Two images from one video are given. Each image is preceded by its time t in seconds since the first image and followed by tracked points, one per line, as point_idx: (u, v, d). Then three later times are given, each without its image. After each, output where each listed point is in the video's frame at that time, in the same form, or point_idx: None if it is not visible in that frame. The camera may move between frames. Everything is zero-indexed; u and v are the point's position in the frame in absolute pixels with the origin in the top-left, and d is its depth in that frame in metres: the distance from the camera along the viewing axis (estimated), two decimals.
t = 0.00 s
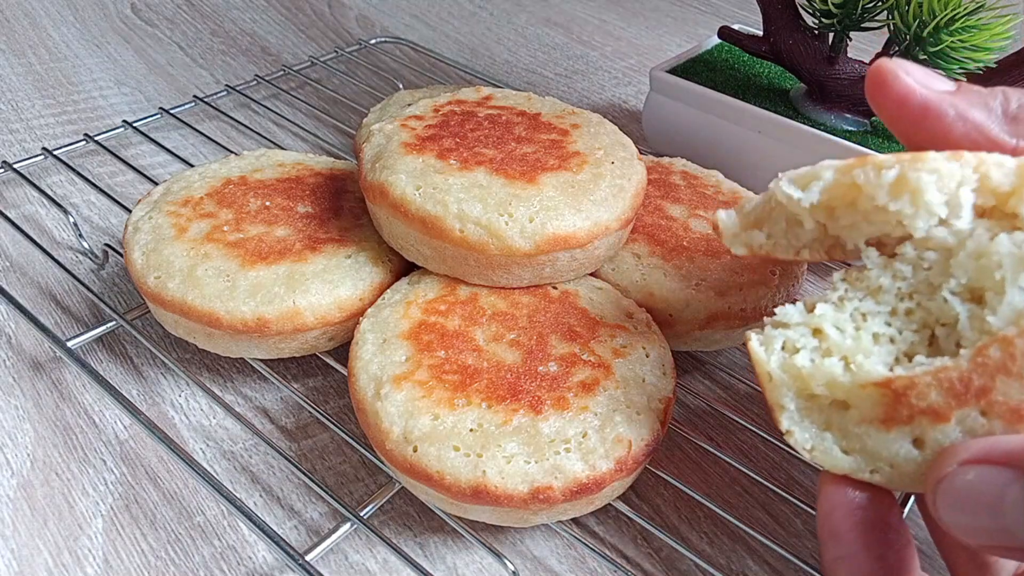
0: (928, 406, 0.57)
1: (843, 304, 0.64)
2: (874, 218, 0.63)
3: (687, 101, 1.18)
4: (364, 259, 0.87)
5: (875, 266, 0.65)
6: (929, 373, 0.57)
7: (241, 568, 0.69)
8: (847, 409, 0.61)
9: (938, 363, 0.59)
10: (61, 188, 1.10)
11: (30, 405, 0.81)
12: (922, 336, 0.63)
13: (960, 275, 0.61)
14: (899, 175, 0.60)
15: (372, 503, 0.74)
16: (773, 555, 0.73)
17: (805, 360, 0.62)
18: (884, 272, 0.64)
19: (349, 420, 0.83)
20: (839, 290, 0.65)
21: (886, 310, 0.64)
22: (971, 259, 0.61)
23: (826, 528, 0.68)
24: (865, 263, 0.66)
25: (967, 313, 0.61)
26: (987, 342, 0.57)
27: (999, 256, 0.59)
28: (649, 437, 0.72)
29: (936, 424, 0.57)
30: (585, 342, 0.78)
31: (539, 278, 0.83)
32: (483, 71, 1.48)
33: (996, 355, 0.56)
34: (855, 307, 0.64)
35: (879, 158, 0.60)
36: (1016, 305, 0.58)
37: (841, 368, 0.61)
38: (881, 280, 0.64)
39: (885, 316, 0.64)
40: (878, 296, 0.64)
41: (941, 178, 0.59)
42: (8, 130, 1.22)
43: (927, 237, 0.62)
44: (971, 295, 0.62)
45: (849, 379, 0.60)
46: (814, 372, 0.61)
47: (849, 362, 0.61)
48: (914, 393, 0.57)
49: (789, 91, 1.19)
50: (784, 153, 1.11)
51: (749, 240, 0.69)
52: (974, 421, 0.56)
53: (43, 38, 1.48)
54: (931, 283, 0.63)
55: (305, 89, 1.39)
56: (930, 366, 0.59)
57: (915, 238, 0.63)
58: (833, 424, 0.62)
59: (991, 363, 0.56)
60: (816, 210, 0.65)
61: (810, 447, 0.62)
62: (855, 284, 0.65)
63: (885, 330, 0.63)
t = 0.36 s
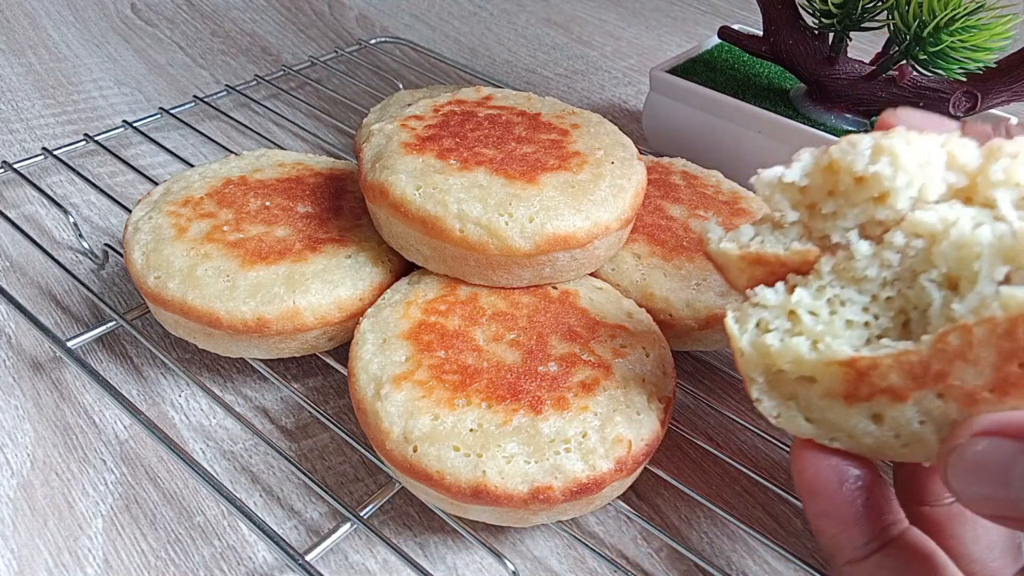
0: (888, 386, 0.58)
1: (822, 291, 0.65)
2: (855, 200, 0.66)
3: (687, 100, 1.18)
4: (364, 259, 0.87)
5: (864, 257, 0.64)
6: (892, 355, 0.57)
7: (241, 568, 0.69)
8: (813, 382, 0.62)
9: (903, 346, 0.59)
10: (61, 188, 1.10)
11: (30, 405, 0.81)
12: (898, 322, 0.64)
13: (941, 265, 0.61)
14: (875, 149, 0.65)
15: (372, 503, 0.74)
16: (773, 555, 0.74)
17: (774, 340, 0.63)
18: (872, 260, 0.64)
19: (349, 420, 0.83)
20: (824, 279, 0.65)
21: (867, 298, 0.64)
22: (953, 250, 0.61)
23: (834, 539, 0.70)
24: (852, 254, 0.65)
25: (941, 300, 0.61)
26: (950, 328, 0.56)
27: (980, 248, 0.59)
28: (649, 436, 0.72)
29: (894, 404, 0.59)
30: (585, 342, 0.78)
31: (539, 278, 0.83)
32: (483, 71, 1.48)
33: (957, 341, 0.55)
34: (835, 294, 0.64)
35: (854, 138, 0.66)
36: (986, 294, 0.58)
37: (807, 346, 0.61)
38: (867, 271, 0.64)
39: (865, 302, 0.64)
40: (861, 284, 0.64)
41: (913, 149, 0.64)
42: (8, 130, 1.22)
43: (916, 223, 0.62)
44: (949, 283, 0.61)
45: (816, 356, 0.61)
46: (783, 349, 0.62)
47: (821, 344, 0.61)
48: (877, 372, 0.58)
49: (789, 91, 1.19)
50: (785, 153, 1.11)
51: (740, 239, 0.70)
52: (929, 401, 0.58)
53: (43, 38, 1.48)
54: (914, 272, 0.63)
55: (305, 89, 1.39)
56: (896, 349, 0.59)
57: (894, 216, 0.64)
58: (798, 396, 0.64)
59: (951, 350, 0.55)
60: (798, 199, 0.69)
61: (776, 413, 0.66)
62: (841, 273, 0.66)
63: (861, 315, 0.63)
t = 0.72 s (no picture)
0: (873, 425, 0.63)
1: (792, 335, 0.66)
2: (801, 254, 0.68)
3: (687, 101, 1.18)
4: (364, 259, 0.87)
5: (828, 297, 0.65)
6: (878, 402, 0.61)
7: (241, 568, 0.69)
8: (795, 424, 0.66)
9: (885, 390, 0.62)
10: (61, 188, 1.10)
11: (30, 405, 0.81)
12: (866, 353, 0.66)
13: (905, 301, 0.63)
14: (811, 204, 0.66)
15: (372, 503, 0.74)
16: (773, 555, 0.74)
17: (760, 397, 0.65)
18: (840, 300, 0.65)
19: (349, 420, 0.83)
20: (791, 320, 0.67)
21: (835, 336, 0.66)
22: (915, 287, 0.62)
23: (822, 549, 0.68)
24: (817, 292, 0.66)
25: (912, 338, 0.63)
26: (931, 375, 0.60)
27: (942, 288, 0.60)
28: (649, 437, 0.72)
29: (878, 438, 0.64)
30: (585, 343, 0.78)
31: (539, 278, 0.83)
32: (483, 71, 1.48)
33: (940, 385, 0.59)
34: (804, 335, 0.66)
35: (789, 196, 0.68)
36: (958, 336, 0.60)
37: (792, 399, 0.64)
38: (833, 311, 0.65)
39: (834, 339, 0.66)
40: (826, 320, 0.66)
41: (847, 201, 0.65)
42: (8, 130, 1.22)
43: (875, 256, 0.63)
44: (914, 315, 0.64)
45: (803, 409, 0.64)
46: (770, 407, 0.65)
47: (802, 396, 0.64)
48: (862, 417, 0.62)
49: (789, 91, 1.19)
50: (785, 153, 1.11)
51: (692, 305, 0.72)
52: (912, 432, 0.63)
53: (43, 38, 1.48)
54: (877, 305, 0.65)
55: (305, 89, 1.39)
56: (879, 393, 0.62)
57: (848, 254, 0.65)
58: (780, 434, 0.68)
59: (935, 392, 0.60)
60: (745, 261, 0.71)
61: (759, 453, 0.69)
62: (804, 310, 0.67)
63: (834, 356, 0.66)
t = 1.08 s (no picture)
0: (872, 455, 0.62)
1: (789, 378, 0.67)
2: (778, 321, 0.73)
3: (686, 101, 1.18)
4: (364, 259, 0.87)
5: (818, 332, 0.66)
6: (878, 433, 0.61)
7: (241, 568, 0.69)
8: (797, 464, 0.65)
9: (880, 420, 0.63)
10: (62, 188, 1.10)
11: (30, 405, 0.81)
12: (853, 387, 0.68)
13: (887, 333, 0.65)
14: (777, 271, 0.72)
15: (372, 502, 0.74)
16: (773, 555, 0.74)
17: (767, 444, 0.65)
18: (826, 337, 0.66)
19: (349, 420, 0.83)
20: (785, 361, 0.67)
21: (825, 371, 0.67)
22: (896, 318, 0.65)
23: None
24: (807, 330, 0.67)
25: (897, 367, 0.65)
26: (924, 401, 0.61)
27: (922, 318, 0.64)
28: (649, 437, 0.72)
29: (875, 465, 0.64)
30: (585, 343, 0.78)
31: (539, 278, 0.83)
32: (483, 71, 1.48)
33: (932, 410, 0.60)
34: (799, 375, 0.67)
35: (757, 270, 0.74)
36: (941, 361, 0.63)
37: (799, 441, 0.64)
38: (823, 346, 0.66)
39: (826, 376, 0.67)
40: (816, 357, 0.67)
41: (810, 263, 0.71)
42: (8, 130, 1.22)
43: (857, 288, 0.65)
44: (893, 346, 0.66)
45: (810, 450, 0.63)
46: (779, 453, 0.64)
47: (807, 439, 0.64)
48: (863, 450, 0.62)
49: (789, 91, 1.19)
50: (786, 153, 1.11)
51: (686, 380, 0.73)
52: (902, 456, 0.64)
53: (43, 38, 1.48)
54: (860, 336, 0.67)
55: (305, 89, 1.39)
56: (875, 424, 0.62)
57: (819, 299, 0.69)
58: (783, 474, 0.66)
59: (928, 416, 0.61)
60: (727, 336, 0.76)
61: (763, 496, 0.68)
62: (797, 350, 0.67)
63: (828, 396, 0.67)
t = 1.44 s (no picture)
0: (867, 446, 0.62)
1: (770, 372, 0.67)
2: (762, 313, 0.74)
3: (686, 101, 1.18)
4: (364, 259, 0.87)
5: (791, 324, 0.68)
6: (866, 420, 0.62)
7: (241, 568, 0.69)
8: (795, 463, 0.65)
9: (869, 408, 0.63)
10: (62, 188, 1.10)
11: (30, 405, 0.81)
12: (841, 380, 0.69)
13: (862, 320, 0.67)
14: (760, 265, 0.75)
15: (372, 503, 0.74)
16: (773, 555, 0.74)
17: (754, 437, 0.65)
18: (802, 327, 0.68)
19: (349, 420, 0.83)
20: (764, 358, 0.68)
21: (808, 365, 0.68)
22: (868, 305, 0.66)
23: None
24: (780, 324, 0.68)
25: (878, 355, 0.66)
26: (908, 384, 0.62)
27: (893, 302, 0.65)
28: (649, 437, 0.72)
29: (874, 459, 0.63)
30: (585, 343, 0.78)
31: (539, 278, 0.83)
32: (483, 71, 1.48)
33: (918, 393, 0.61)
34: (780, 369, 0.68)
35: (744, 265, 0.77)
36: (920, 344, 0.64)
37: (788, 434, 0.65)
38: (799, 338, 0.68)
39: (808, 369, 0.68)
40: (796, 350, 0.68)
41: (793, 255, 0.73)
42: (8, 130, 1.22)
43: (824, 279, 0.68)
44: (872, 336, 0.67)
45: (799, 443, 0.64)
46: (767, 446, 0.65)
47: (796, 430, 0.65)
48: (855, 440, 0.62)
49: (789, 91, 1.19)
50: (785, 153, 1.11)
51: (683, 371, 0.73)
52: (901, 446, 0.63)
53: (43, 38, 1.48)
54: (837, 328, 0.68)
55: (305, 89, 1.39)
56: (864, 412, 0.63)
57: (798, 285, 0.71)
58: (784, 475, 0.66)
59: (914, 401, 0.61)
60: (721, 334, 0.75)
61: (767, 499, 0.68)
62: (774, 344, 0.68)
63: (814, 388, 0.68)
